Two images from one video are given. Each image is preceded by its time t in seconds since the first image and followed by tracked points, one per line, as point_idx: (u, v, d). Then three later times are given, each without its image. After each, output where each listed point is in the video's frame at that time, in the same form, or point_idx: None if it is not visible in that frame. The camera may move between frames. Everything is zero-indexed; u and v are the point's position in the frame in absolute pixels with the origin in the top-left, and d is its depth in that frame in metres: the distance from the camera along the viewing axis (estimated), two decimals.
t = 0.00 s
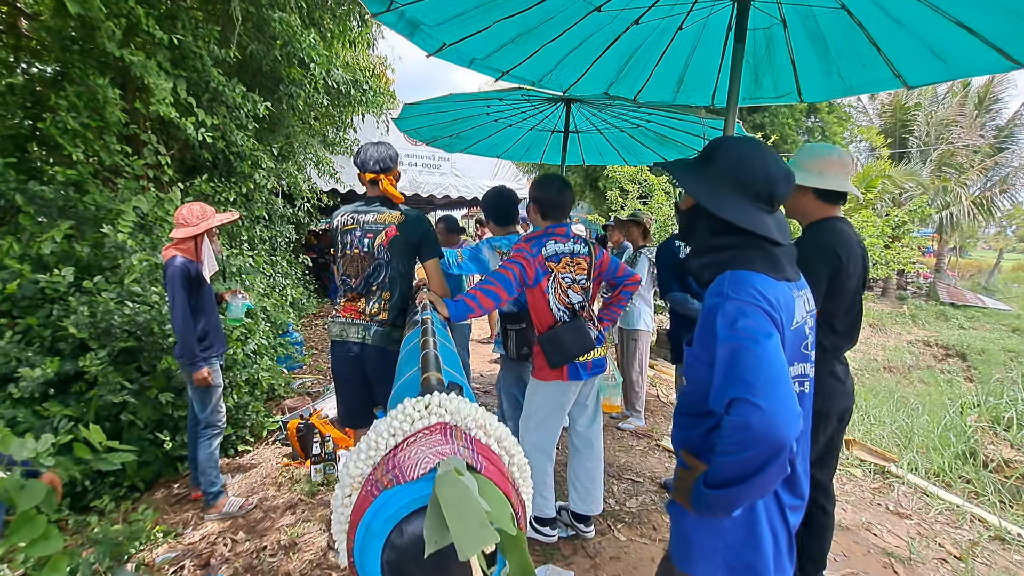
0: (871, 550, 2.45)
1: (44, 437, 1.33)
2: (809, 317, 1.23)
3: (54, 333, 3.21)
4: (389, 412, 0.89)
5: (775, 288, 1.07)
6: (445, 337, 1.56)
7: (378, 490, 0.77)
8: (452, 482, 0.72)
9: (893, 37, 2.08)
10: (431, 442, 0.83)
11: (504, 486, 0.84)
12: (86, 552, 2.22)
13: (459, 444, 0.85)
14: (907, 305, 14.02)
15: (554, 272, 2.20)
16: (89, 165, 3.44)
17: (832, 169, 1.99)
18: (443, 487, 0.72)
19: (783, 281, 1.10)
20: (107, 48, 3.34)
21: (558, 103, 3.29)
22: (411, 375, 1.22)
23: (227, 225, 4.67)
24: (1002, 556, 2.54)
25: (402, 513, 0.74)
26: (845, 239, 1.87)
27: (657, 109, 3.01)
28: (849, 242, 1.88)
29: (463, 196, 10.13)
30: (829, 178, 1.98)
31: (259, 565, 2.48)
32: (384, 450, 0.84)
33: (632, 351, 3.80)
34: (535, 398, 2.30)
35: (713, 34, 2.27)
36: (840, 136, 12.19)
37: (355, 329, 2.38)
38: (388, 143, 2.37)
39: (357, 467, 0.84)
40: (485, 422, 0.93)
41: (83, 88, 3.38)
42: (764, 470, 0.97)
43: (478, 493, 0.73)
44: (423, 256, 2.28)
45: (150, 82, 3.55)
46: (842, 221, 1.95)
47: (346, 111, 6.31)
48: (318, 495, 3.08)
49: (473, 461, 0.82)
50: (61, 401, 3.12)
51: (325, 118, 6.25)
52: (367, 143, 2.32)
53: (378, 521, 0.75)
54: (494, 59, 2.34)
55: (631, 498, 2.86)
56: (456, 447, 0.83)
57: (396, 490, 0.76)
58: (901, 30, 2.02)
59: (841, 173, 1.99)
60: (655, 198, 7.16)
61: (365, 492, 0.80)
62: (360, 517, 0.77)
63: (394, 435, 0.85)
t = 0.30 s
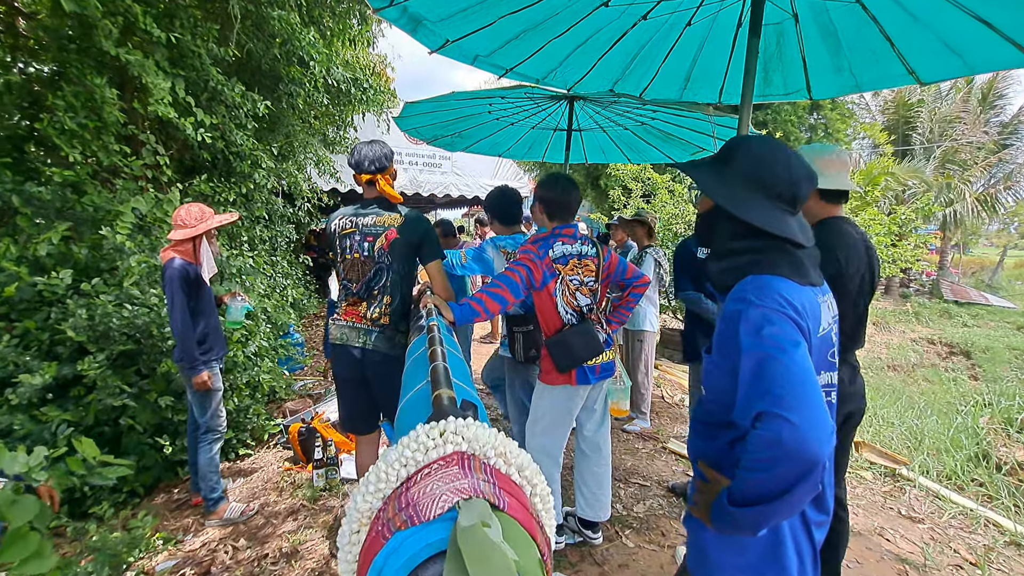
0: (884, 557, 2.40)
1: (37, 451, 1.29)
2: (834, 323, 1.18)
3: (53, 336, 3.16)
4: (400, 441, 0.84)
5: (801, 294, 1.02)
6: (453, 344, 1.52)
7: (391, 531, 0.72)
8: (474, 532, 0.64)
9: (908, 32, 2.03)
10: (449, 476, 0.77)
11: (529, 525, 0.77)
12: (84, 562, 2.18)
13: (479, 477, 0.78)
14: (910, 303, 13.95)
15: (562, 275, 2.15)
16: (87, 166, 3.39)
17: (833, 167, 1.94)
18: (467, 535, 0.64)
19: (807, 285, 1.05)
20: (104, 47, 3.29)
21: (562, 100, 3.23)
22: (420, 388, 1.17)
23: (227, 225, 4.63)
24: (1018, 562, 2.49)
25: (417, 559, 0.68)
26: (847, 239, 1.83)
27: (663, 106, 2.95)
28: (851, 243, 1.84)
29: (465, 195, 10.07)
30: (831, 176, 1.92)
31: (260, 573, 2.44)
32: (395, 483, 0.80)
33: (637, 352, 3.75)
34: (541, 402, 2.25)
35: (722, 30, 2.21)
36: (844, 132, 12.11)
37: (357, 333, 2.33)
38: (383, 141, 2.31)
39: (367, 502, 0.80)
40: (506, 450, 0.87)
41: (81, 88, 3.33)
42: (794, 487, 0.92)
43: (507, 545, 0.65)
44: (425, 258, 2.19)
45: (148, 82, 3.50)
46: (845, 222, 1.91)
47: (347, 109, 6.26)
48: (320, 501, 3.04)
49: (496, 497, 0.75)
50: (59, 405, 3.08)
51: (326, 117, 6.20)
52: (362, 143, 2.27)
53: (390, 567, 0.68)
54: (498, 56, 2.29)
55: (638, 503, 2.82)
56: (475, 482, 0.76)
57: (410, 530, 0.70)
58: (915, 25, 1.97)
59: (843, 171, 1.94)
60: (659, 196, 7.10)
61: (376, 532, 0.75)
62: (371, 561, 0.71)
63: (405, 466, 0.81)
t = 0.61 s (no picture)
0: (889, 558, 2.38)
1: (32, 461, 1.26)
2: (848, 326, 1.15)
3: (50, 340, 3.13)
4: (410, 458, 0.81)
5: (815, 297, 1.00)
6: (457, 349, 1.49)
7: (401, 556, 0.69)
8: (488, 557, 0.61)
9: (915, 29, 2.01)
10: (461, 498, 0.74)
11: (545, 547, 0.74)
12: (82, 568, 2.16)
13: (492, 498, 0.76)
14: (910, 301, 13.94)
15: (567, 276, 2.12)
16: (84, 168, 3.36)
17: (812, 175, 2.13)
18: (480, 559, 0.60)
19: (822, 289, 1.03)
20: (101, 47, 3.26)
21: (563, 100, 3.21)
22: (426, 397, 1.15)
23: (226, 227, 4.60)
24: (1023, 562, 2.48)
25: None
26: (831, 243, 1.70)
27: (666, 105, 2.93)
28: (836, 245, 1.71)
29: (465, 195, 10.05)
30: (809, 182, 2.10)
31: None
32: (405, 502, 0.78)
33: (640, 352, 3.75)
34: (545, 405, 2.24)
35: (726, 28, 2.19)
36: (843, 131, 12.10)
37: (358, 336, 2.30)
38: (383, 141, 2.28)
39: (374, 522, 0.78)
40: (519, 467, 0.85)
41: (77, 88, 3.30)
42: (810, 496, 0.91)
43: None
44: (426, 259, 2.20)
45: (146, 82, 3.48)
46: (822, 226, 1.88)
47: (346, 110, 6.23)
48: (322, 504, 3.02)
49: (510, 520, 0.72)
50: (58, 409, 3.06)
51: (325, 117, 6.17)
52: (362, 143, 2.24)
53: None
54: (500, 56, 2.27)
55: (642, 505, 2.80)
56: (489, 503, 0.74)
57: (421, 556, 0.68)
58: (922, 23, 1.95)
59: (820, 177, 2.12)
60: (660, 195, 7.08)
61: (386, 555, 0.72)
62: None
63: (414, 485, 0.79)
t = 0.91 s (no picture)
0: (899, 551, 2.37)
1: (37, 474, 1.26)
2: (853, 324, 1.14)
3: (55, 350, 3.14)
4: (409, 470, 0.81)
5: (822, 295, 0.99)
6: (458, 353, 1.49)
7: (401, 571, 0.69)
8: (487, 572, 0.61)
9: (915, 18, 1.98)
10: (461, 511, 0.74)
11: (546, 558, 0.74)
12: None
13: (493, 510, 0.75)
14: (915, 291, 13.87)
15: (570, 276, 2.12)
16: (85, 177, 3.37)
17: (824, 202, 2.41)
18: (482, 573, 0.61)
19: (828, 286, 1.02)
20: (98, 56, 3.28)
21: (561, 98, 3.20)
22: (427, 404, 1.14)
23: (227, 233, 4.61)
24: None
25: None
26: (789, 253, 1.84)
27: (665, 100, 2.91)
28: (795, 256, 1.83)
29: (465, 195, 10.05)
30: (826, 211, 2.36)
31: None
32: (406, 514, 0.77)
33: (644, 349, 3.74)
34: (549, 405, 2.23)
35: (724, 22, 2.17)
36: (844, 122, 12.04)
37: (361, 341, 2.30)
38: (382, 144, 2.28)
39: (375, 536, 0.77)
40: (520, 477, 0.84)
41: (75, 98, 3.31)
42: (823, 500, 0.89)
43: None
44: (428, 262, 2.22)
45: (144, 90, 3.49)
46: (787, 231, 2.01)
47: (345, 113, 6.24)
48: (329, 508, 3.02)
49: (511, 532, 0.72)
50: (64, 419, 3.07)
51: (324, 120, 6.18)
52: (362, 146, 2.24)
53: None
54: (497, 55, 2.26)
55: (649, 503, 2.79)
56: (489, 515, 0.74)
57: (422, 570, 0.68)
58: (923, 10, 1.92)
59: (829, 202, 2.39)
60: (661, 191, 7.07)
61: (389, 568, 0.72)
62: None
63: (415, 497, 0.78)
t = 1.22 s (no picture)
0: (915, 555, 2.36)
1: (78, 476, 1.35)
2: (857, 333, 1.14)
3: (88, 355, 3.29)
4: (414, 477, 0.86)
5: (824, 307, 0.99)
6: (469, 362, 1.54)
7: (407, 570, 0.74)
8: None
9: (926, 17, 1.97)
10: (461, 515, 0.79)
11: (539, 560, 0.79)
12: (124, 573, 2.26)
13: (490, 516, 0.80)
14: (941, 289, 13.52)
15: (584, 284, 2.17)
16: (113, 189, 3.51)
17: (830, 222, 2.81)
18: None
19: (831, 298, 1.02)
20: (125, 72, 3.42)
21: (572, 104, 3.23)
22: (437, 412, 1.19)
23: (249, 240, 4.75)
24: None
25: None
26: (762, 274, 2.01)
27: (675, 104, 2.92)
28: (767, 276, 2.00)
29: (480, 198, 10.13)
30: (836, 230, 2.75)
31: None
32: (412, 518, 0.82)
33: (658, 352, 3.75)
34: (573, 414, 2.25)
35: (732, 27, 2.18)
36: (864, 117, 11.82)
37: (379, 348, 2.36)
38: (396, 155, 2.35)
39: (384, 537, 0.82)
40: (517, 484, 0.88)
41: (104, 113, 3.46)
42: (825, 512, 0.90)
43: None
44: (442, 270, 2.29)
45: (168, 104, 3.62)
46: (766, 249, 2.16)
47: (361, 120, 6.36)
48: (348, 508, 3.10)
49: (505, 536, 0.77)
50: (96, 421, 3.21)
51: (341, 127, 6.31)
52: (377, 157, 2.30)
53: None
54: (506, 65, 2.30)
55: (662, 505, 2.81)
56: (486, 520, 0.78)
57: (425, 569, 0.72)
58: (933, 10, 1.91)
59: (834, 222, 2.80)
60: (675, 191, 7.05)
61: (396, 568, 0.77)
62: None
63: (420, 503, 0.83)
